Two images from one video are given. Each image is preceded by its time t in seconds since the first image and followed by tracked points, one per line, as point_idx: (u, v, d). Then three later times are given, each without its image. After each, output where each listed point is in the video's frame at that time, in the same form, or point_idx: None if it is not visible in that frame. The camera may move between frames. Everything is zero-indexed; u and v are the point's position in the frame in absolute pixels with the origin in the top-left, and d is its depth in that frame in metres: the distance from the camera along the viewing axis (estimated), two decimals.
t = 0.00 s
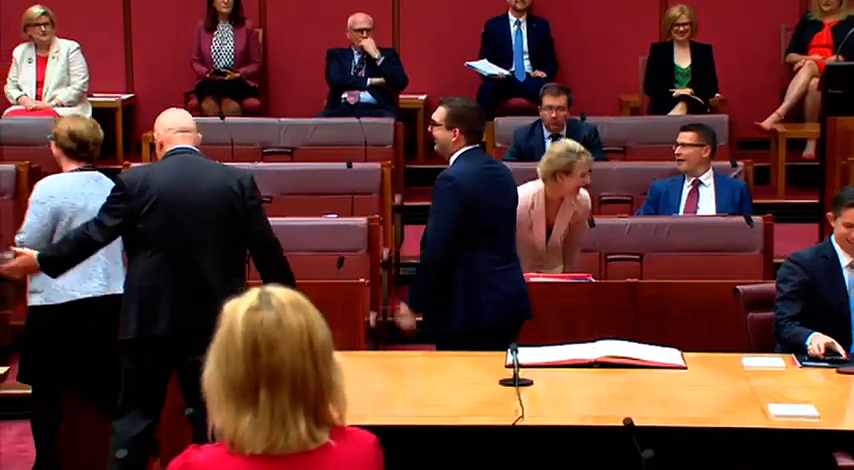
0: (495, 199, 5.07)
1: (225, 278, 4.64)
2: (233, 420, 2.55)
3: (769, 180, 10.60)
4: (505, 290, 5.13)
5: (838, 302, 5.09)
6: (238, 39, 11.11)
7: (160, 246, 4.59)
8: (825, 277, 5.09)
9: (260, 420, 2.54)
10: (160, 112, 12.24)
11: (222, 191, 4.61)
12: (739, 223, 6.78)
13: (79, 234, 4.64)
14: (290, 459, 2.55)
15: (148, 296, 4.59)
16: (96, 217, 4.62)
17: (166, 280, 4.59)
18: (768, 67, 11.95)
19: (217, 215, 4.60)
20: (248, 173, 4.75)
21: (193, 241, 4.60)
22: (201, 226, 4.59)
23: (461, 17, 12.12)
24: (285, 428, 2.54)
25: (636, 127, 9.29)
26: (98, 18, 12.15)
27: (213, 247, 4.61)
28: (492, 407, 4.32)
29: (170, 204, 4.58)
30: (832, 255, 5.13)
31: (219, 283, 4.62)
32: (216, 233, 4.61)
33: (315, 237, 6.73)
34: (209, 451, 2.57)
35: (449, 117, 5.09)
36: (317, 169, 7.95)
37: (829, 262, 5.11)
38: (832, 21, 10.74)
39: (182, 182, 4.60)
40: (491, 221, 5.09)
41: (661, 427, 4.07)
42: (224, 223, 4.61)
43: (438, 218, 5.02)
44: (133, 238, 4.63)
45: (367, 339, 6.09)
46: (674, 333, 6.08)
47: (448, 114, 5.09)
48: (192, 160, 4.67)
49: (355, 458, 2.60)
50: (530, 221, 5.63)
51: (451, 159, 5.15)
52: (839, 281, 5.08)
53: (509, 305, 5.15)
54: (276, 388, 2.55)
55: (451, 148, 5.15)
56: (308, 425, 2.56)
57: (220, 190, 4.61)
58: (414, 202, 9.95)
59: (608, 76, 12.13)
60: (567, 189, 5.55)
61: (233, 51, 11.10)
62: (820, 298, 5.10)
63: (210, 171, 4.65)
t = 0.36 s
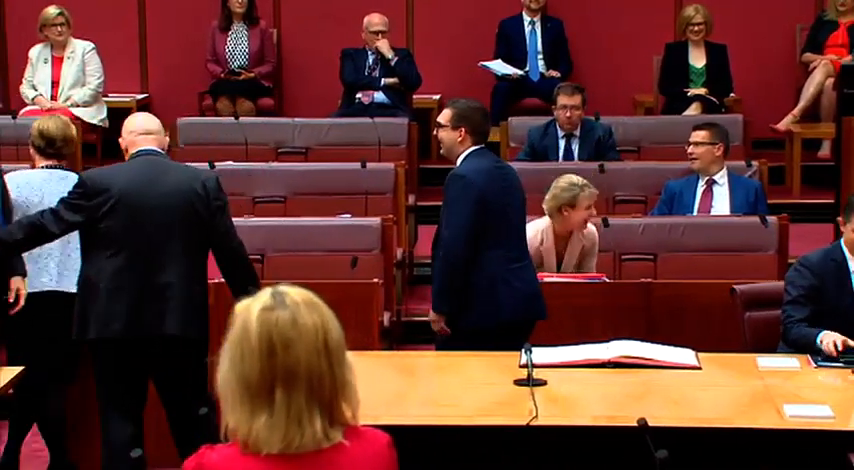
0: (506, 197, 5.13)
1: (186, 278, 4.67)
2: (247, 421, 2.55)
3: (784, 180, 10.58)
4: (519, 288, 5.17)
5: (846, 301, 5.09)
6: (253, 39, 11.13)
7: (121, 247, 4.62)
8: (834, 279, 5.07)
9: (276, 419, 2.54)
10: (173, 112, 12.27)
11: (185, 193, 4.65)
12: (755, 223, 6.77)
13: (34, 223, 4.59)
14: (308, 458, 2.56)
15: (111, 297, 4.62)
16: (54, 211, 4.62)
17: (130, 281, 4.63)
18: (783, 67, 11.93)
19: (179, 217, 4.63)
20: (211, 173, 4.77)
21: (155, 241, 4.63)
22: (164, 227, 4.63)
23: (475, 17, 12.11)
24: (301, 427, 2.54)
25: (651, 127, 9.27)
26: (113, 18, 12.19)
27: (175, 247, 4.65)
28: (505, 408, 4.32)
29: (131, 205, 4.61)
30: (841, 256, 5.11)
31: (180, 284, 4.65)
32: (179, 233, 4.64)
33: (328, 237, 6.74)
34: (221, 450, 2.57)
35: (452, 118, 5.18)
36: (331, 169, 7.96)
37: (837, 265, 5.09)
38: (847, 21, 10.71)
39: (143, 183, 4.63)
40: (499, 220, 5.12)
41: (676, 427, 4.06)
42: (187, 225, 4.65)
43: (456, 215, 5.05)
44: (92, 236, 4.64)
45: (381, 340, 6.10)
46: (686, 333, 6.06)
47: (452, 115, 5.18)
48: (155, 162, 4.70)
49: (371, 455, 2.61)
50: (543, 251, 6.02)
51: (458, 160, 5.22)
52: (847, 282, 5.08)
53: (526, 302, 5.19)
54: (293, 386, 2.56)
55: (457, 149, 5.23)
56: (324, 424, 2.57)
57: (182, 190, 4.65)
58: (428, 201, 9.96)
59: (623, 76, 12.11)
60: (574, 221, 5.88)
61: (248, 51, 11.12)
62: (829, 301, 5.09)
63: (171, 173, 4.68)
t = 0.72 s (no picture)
0: (494, 201, 5.14)
1: (176, 275, 4.66)
2: (266, 421, 2.55)
3: (799, 180, 10.55)
4: (512, 291, 5.18)
5: (848, 306, 5.03)
6: (267, 39, 11.15)
7: (112, 244, 4.62)
8: (835, 283, 5.02)
9: (296, 420, 2.54)
10: (187, 112, 12.30)
11: (175, 189, 4.64)
12: (769, 223, 6.75)
13: (24, 220, 4.67)
14: (327, 458, 2.56)
15: (101, 295, 4.62)
16: (44, 209, 4.64)
17: (120, 278, 4.63)
18: (798, 67, 11.89)
19: (169, 213, 4.63)
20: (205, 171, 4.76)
21: (146, 239, 4.62)
22: (155, 225, 4.62)
23: (489, 17, 12.11)
24: (322, 426, 2.55)
25: (665, 127, 9.26)
26: (127, 18, 12.22)
27: (165, 246, 4.64)
28: (518, 408, 4.32)
29: (121, 203, 4.60)
30: (843, 261, 5.07)
31: (169, 280, 4.65)
32: (169, 232, 4.64)
33: (342, 237, 6.75)
34: (241, 449, 2.58)
35: (438, 122, 5.17)
36: (345, 170, 7.97)
37: (838, 269, 5.05)
38: None
39: (134, 180, 4.62)
40: (488, 223, 5.13)
41: (690, 427, 4.06)
42: (176, 222, 4.64)
43: (446, 221, 5.05)
44: (82, 233, 4.65)
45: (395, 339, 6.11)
46: (701, 334, 6.05)
47: (438, 119, 5.17)
48: (147, 158, 4.69)
49: (389, 456, 2.62)
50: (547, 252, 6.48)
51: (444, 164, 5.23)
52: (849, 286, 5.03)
53: (519, 305, 5.19)
54: (311, 386, 2.56)
55: (443, 153, 5.22)
56: (343, 424, 2.57)
57: (172, 188, 4.64)
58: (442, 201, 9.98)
59: (636, 76, 12.10)
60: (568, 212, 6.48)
61: (262, 51, 11.14)
62: (832, 306, 5.04)
63: (162, 171, 4.66)
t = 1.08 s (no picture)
0: (451, 204, 5.24)
1: (193, 276, 4.68)
2: (283, 421, 2.56)
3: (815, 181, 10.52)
4: (463, 294, 5.29)
5: None
6: (282, 40, 11.16)
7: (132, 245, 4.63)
8: (847, 285, 4.99)
9: (311, 421, 2.55)
10: (203, 113, 12.33)
11: (195, 191, 4.65)
12: (785, 224, 6.73)
13: (46, 220, 4.63)
14: (339, 459, 2.57)
15: (121, 295, 4.64)
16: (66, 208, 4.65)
17: (140, 279, 4.64)
18: (815, 68, 11.86)
19: (188, 215, 4.64)
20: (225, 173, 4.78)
21: (165, 240, 4.64)
22: (175, 226, 4.63)
23: (505, 17, 12.10)
24: (337, 428, 2.55)
25: (681, 128, 9.23)
26: (144, 19, 12.25)
27: (185, 247, 4.65)
28: (534, 409, 4.31)
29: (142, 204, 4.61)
30: None
31: (187, 280, 4.66)
32: (189, 233, 4.65)
33: (358, 238, 6.75)
34: (256, 450, 2.58)
35: (397, 123, 5.23)
36: (360, 171, 7.97)
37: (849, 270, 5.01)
38: None
39: (155, 181, 4.64)
40: (444, 226, 5.22)
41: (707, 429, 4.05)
42: (196, 223, 4.65)
43: (397, 224, 5.13)
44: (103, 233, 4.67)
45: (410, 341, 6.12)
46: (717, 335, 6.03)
47: (397, 120, 5.23)
48: (168, 159, 4.71)
49: (404, 457, 2.63)
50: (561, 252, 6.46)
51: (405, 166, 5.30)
52: None
53: (469, 308, 5.33)
54: (325, 388, 2.56)
55: (404, 154, 5.29)
56: (358, 426, 2.58)
57: (192, 189, 4.65)
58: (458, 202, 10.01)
59: (652, 77, 12.08)
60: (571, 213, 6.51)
61: (277, 52, 11.15)
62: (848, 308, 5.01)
63: (183, 173, 4.68)
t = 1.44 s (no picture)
0: (437, 204, 5.25)
1: (218, 279, 4.68)
2: (299, 422, 2.56)
3: (835, 184, 10.48)
4: (449, 294, 5.29)
5: None
6: (301, 44, 11.17)
7: (158, 246, 4.65)
8: None
9: (325, 423, 2.55)
10: (222, 117, 12.36)
11: (223, 195, 4.66)
12: (805, 228, 6.70)
13: (76, 220, 4.68)
14: (355, 463, 2.56)
15: (145, 297, 4.65)
16: (94, 208, 4.68)
17: (165, 281, 4.65)
18: (835, 70, 11.81)
19: (213, 218, 4.65)
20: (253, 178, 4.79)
21: (191, 242, 4.64)
22: (200, 229, 4.64)
23: (524, 20, 12.10)
24: (352, 431, 2.55)
25: (701, 132, 9.22)
26: (163, 22, 12.28)
27: (209, 250, 4.66)
28: (553, 413, 4.30)
29: (169, 206, 4.62)
30: None
31: (211, 285, 4.66)
32: (214, 236, 4.66)
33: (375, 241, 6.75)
34: (272, 453, 2.58)
35: (386, 124, 5.28)
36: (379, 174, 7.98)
37: None
38: None
39: (182, 184, 4.65)
40: (430, 226, 5.23)
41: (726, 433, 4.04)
42: (223, 227, 4.66)
43: (376, 224, 5.15)
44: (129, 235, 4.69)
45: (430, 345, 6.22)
46: (737, 339, 6.01)
47: (385, 122, 5.28)
48: (198, 163, 4.73)
49: (421, 460, 2.63)
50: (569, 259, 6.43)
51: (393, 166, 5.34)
52: None
53: (455, 309, 5.34)
54: (341, 391, 2.56)
55: (391, 156, 5.33)
56: (373, 429, 2.58)
57: (219, 193, 4.66)
58: (477, 205, 10.03)
59: (671, 80, 12.05)
60: (588, 217, 6.43)
61: (296, 55, 11.17)
62: None
63: (210, 176, 4.69)
